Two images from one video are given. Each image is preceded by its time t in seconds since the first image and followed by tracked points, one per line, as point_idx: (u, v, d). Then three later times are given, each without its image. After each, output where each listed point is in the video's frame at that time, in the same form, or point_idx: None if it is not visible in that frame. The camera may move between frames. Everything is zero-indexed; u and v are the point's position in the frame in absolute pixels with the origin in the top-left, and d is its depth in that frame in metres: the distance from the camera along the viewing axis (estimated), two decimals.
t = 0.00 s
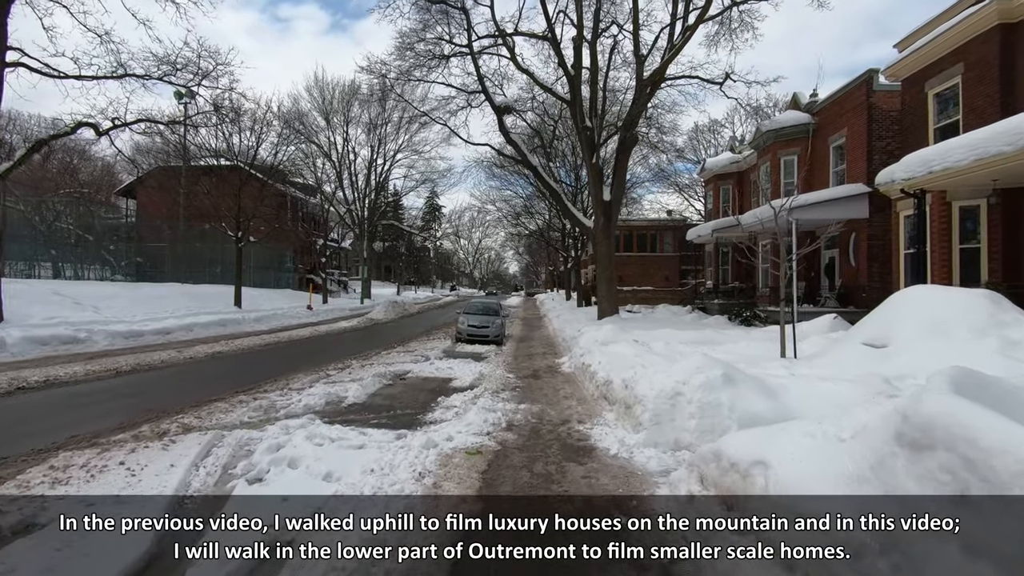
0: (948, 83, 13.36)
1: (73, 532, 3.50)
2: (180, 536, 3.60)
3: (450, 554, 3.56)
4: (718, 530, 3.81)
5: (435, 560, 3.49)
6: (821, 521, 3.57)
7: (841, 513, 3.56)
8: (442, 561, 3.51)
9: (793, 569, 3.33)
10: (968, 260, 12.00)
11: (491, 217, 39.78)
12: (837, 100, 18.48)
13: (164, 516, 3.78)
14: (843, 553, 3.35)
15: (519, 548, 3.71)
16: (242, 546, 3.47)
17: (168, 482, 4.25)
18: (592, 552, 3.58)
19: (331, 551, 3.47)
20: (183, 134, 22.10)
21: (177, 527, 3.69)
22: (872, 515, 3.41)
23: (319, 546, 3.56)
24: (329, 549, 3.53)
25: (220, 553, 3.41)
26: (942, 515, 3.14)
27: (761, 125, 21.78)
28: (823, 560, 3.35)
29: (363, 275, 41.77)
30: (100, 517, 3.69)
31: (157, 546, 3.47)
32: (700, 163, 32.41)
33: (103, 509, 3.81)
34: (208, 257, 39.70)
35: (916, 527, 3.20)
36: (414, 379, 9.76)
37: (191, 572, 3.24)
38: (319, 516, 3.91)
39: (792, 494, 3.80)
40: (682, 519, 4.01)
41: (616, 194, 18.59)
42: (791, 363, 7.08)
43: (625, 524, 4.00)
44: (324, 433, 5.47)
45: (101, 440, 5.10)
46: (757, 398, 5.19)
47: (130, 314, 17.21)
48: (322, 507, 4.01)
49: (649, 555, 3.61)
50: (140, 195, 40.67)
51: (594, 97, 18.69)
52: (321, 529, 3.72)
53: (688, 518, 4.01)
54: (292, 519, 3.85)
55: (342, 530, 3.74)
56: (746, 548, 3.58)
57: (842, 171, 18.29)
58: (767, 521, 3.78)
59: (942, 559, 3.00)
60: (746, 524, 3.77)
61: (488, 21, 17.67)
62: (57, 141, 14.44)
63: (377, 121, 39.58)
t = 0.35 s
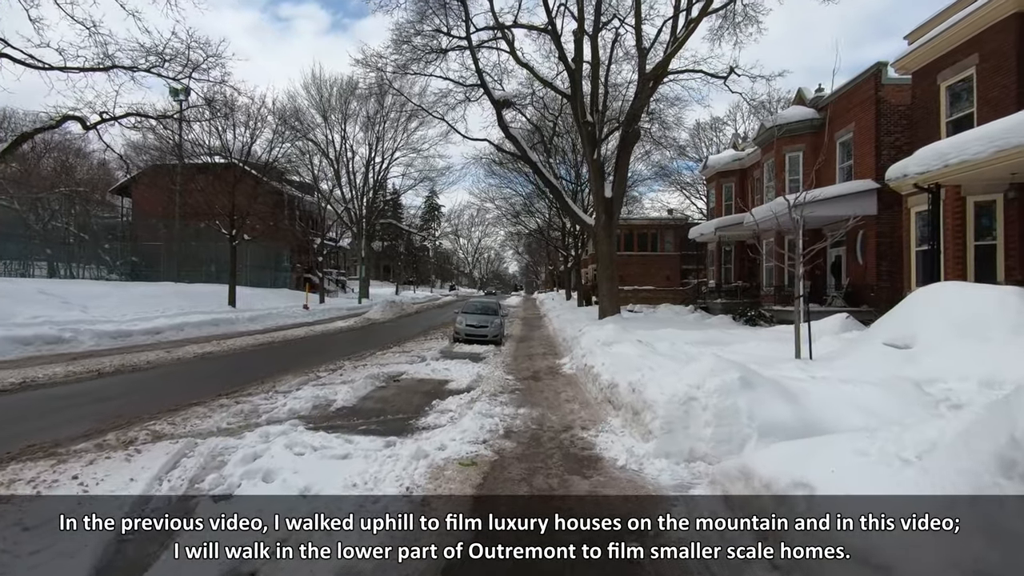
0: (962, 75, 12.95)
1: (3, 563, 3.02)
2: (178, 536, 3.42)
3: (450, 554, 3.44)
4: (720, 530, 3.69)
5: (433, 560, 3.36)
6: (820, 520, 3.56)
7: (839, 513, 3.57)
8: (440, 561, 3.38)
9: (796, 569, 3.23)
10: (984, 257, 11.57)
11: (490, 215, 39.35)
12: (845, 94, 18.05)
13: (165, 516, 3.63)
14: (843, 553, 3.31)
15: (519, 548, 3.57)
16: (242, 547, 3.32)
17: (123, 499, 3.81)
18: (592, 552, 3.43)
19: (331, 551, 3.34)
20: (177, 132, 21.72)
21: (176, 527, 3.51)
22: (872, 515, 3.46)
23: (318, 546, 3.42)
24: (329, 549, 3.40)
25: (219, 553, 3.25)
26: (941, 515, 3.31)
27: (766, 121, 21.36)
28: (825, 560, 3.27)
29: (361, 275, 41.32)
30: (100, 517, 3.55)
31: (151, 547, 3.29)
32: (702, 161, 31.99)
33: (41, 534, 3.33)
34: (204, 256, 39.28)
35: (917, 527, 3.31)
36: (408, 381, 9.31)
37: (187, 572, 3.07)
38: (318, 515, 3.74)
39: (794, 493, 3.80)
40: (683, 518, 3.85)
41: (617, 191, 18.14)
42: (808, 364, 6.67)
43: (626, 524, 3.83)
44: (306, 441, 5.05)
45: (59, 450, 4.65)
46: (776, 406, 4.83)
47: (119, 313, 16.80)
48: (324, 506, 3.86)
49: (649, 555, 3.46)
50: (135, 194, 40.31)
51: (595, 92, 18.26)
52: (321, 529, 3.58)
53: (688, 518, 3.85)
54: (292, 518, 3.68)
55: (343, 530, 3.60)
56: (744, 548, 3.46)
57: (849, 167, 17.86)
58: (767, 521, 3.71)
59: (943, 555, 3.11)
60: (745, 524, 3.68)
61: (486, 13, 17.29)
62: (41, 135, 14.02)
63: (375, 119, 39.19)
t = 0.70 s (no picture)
0: (976, 68, 12.54)
1: None
2: (178, 536, 3.37)
3: (450, 553, 3.40)
4: (720, 531, 3.62)
5: (435, 560, 3.33)
6: (820, 520, 3.56)
7: (841, 513, 3.55)
8: (443, 560, 3.36)
9: (794, 566, 3.23)
10: (1001, 257, 11.15)
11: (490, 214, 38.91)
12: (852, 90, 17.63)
13: (167, 516, 3.58)
14: (842, 553, 3.29)
15: (520, 548, 3.53)
16: (242, 546, 3.26)
17: (72, 525, 3.42)
18: (592, 552, 3.41)
19: (331, 551, 3.30)
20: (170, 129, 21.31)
21: (177, 527, 3.47)
22: (872, 515, 3.42)
23: (319, 546, 3.36)
24: (329, 549, 3.35)
25: (219, 553, 3.20)
26: (942, 515, 3.25)
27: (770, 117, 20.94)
28: (823, 559, 3.27)
29: (360, 274, 40.87)
30: (100, 517, 3.53)
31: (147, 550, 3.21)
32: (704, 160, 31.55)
33: None
34: (200, 255, 38.88)
35: (916, 527, 3.24)
36: (402, 386, 8.89)
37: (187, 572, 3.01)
38: (319, 515, 3.68)
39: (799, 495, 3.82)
40: (683, 518, 3.80)
41: (620, 189, 17.72)
42: (827, 369, 6.26)
43: (626, 524, 3.81)
44: (286, 455, 4.65)
45: (13, 467, 4.25)
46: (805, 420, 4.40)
47: (109, 314, 16.40)
48: (325, 505, 3.82)
49: (649, 555, 3.43)
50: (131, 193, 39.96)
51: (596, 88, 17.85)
52: (321, 529, 3.53)
53: (688, 518, 3.80)
54: (292, 518, 3.61)
55: (343, 530, 3.55)
56: (745, 548, 3.42)
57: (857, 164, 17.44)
58: (767, 521, 3.67)
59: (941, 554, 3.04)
60: (745, 524, 3.63)
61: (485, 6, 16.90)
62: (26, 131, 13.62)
63: (373, 117, 38.82)
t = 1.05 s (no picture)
0: (991, 61, 12.15)
1: None
2: (179, 535, 3.32)
3: (450, 553, 3.41)
4: (720, 530, 3.59)
5: (436, 560, 3.33)
6: (821, 520, 3.53)
7: (840, 512, 3.56)
8: (444, 560, 3.36)
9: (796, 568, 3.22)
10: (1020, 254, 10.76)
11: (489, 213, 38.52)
12: (860, 85, 17.25)
13: (167, 516, 3.52)
14: (843, 553, 3.29)
15: (520, 548, 3.55)
16: (243, 546, 3.23)
17: (1, 561, 2.99)
18: (590, 552, 3.44)
19: (331, 551, 3.28)
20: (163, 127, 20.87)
21: (178, 527, 3.41)
22: (872, 515, 3.46)
23: (319, 546, 3.34)
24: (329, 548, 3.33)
25: (220, 553, 3.17)
26: (942, 516, 3.35)
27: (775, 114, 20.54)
28: (823, 560, 3.27)
29: (357, 274, 40.42)
30: (101, 517, 3.48)
31: (152, 548, 3.18)
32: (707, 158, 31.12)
33: None
34: (196, 254, 38.44)
35: (917, 526, 3.32)
36: (397, 390, 8.46)
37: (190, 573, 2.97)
38: (319, 515, 3.69)
39: (803, 493, 3.70)
40: (683, 517, 3.79)
41: (622, 186, 17.30)
42: (850, 375, 5.87)
43: (625, 524, 3.82)
44: (265, 472, 4.28)
45: None
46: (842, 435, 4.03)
47: (98, 314, 15.98)
48: (326, 505, 3.82)
49: (649, 555, 3.44)
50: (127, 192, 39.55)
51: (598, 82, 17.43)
52: (322, 529, 3.52)
53: (688, 517, 3.79)
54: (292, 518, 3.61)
55: (343, 529, 3.54)
56: (744, 547, 3.43)
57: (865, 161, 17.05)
58: (766, 521, 3.60)
59: (943, 551, 3.14)
60: (745, 524, 3.58)
61: None
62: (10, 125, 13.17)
63: (372, 115, 38.44)
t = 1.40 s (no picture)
0: (1003, 53, 11.77)
1: None
2: (178, 536, 3.30)
3: (450, 554, 3.37)
4: (718, 530, 3.54)
5: (435, 560, 3.28)
6: (820, 520, 3.42)
7: (838, 511, 3.43)
8: (443, 561, 3.31)
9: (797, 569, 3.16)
10: None
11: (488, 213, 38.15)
12: (867, 80, 16.88)
13: (165, 516, 3.49)
14: (844, 553, 3.21)
15: (520, 548, 3.51)
16: (242, 546, 3.22)
17: None
18: (591, 552, 3.39)
19: (331, 551, 3.24)
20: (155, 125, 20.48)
21: (176, 527, 3.38)
22: (872, 515, 3.37)
23: (319, 546, 3.32)
24: (329, 549, 3.30)
25: (219, 553, 3.15)
26: (942, 516, 3.34)
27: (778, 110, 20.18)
28: (826, 560, 3.19)
29: (354, 274, 40.00)
30: (100, 517, 3.45)
31: (153, 546, 3.17)
32: (708, 156, 30.71)
33: None
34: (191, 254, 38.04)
35: (917, 526, 3.30)
36: (387, 395, 8.03)
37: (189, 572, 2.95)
38: (319, 516, 3.69)
39: (808, 490, 3.55)
40: (682, 518, 3.73)
41: (623, 183, 16.91)
42: (870, 380, 5.52)
43: (626, 524, 3.78)
44: (232, 491, 3.91)
45: None
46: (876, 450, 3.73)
47: (85, 315, 15.59)
48: (323, 507, 3.83)
49: (649, 555, 3.39)
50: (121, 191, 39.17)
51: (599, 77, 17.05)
52: (321, 529, 3.50)
53: (688, 517, 3.72)
54: (293, 518, 3.62)
55: (343, 529, 3.52)
56: (745, 547, 3.38)
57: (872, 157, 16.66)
58: (766, 521, 3.51)
59: (945, 553, 3.14)
60: (745, 524, 3.50)
61: None
62: None
63: (369, 113, 38.09)
